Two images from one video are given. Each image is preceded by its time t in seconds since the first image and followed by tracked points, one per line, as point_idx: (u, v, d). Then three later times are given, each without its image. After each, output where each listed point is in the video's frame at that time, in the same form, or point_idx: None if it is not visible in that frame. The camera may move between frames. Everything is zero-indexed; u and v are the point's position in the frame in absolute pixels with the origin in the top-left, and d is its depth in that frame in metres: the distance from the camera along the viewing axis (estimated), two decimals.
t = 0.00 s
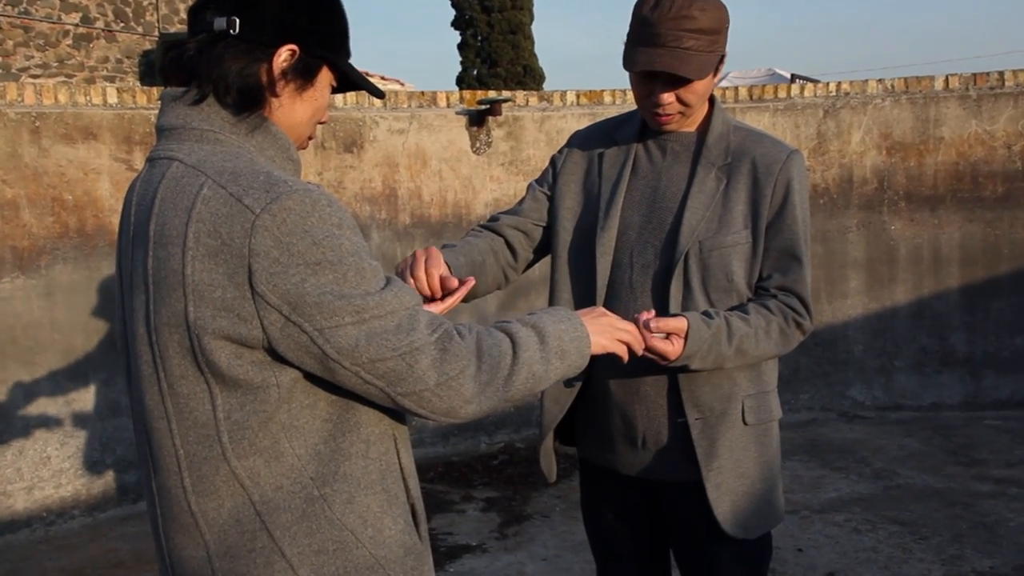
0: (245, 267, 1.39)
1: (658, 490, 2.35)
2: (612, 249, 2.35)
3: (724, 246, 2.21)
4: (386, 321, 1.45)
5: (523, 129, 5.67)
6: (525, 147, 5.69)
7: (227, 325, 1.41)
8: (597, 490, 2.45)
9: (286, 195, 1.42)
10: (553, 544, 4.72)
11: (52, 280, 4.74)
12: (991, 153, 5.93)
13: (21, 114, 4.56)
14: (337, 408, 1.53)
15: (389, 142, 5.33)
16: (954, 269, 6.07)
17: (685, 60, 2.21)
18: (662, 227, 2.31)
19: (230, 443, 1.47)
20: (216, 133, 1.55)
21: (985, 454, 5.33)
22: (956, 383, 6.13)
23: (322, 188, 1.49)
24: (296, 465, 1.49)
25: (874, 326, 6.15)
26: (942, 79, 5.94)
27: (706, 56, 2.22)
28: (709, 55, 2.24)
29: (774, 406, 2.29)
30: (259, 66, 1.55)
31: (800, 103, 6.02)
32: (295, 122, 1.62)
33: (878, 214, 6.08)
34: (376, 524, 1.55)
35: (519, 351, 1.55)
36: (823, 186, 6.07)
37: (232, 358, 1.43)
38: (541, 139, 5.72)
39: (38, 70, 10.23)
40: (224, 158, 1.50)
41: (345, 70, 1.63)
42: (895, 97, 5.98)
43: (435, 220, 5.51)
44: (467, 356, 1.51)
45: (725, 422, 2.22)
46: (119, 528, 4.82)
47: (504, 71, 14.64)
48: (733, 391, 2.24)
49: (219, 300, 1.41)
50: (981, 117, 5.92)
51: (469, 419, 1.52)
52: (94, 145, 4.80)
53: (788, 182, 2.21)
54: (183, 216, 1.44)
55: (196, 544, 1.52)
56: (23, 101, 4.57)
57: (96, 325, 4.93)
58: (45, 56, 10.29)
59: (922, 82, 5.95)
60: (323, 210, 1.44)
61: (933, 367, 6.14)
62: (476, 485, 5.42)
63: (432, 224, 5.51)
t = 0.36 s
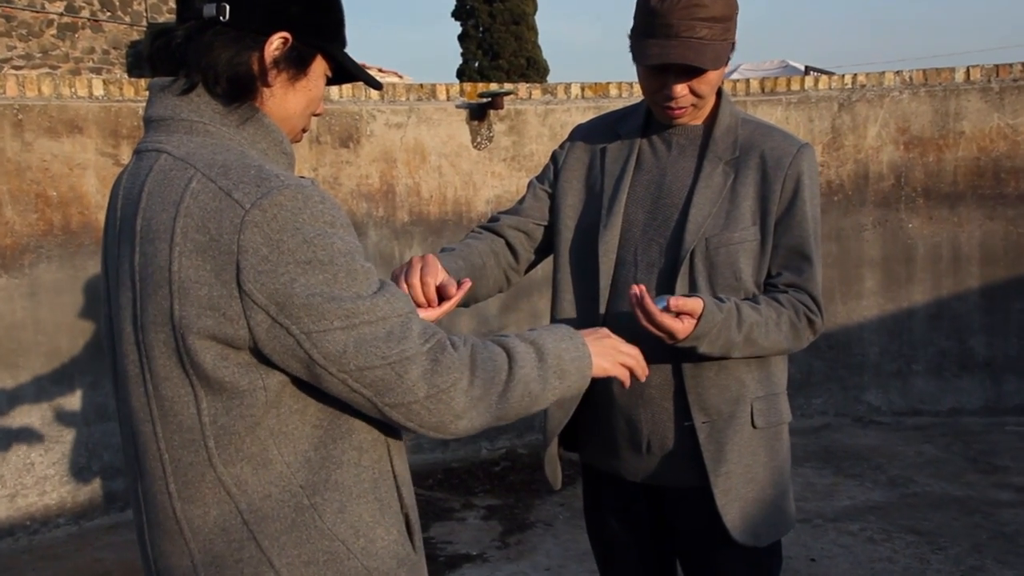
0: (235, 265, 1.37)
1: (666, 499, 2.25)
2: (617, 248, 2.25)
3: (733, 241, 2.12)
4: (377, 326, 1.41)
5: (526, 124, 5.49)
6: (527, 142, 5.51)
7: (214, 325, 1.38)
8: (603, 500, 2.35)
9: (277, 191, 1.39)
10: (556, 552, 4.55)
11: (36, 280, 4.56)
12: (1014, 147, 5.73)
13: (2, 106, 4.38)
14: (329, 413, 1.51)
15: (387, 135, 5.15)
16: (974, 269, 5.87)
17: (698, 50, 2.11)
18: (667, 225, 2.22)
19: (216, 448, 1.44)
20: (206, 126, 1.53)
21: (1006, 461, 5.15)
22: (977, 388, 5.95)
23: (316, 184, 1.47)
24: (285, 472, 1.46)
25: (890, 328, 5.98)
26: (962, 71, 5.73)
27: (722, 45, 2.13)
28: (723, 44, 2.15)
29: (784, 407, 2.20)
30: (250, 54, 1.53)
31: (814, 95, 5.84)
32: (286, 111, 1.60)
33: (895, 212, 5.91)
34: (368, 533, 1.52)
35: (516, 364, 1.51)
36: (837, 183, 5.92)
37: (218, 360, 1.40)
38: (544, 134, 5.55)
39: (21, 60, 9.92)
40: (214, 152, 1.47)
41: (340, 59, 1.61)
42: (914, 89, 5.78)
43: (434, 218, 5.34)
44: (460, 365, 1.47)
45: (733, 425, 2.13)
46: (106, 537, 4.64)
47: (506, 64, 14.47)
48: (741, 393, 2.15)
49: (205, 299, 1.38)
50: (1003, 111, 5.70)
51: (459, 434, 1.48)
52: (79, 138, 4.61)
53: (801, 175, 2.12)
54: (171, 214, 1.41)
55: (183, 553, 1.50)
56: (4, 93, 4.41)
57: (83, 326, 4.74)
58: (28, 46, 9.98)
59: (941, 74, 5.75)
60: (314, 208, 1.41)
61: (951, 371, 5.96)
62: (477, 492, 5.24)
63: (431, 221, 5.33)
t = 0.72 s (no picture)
0: (217, 262, 1.24)
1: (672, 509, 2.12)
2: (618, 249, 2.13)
3: (739, 242, 2.01)
4: (357, 347, 1.27)
5: (528, 121, 5.28)
6: (529, 139, 5.30)
7: (191, 325, 1.25)
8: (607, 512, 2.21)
9: (269, 189, 1.27)
10: (559, 564, 4.38)
11: (20, 282, 4.40)
12: None
13: None
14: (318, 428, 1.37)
15: (384, 133, 5.02)
16: (993, 271, 5.71)
17: (705, 43, 2.02)
18: (670, 226, 2.09)
19: (194, 459, 1.32)
20: (199, 120, 1.41)
21: None
22: (997, 394, 5.77)
23: (314, 188, 1.34)
24: (266, 488, 1.33)
25: (905, 332, 5.83)
26: (981, 65, 5.56)
27: (732, 37, 2.03)
28: (733, 37, 2.05)
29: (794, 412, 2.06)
30: (244, 45, 1.42)
31: (827, 91, 5.69)
32: (279, 106, 1.48)
33: (910, 211, 5.75)
34: (353, 548, 1.37)
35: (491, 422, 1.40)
36: (851, 181, 5.78)
37: (193, 364, 1.28)
38: (547, 132, 5.30)
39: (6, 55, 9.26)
40: (206, 146, 1.36)
41: (338, 53, 1.50)
42: (930, 84, 5.63)
43: (433, 218, 5.20)
44: (433, 406, 1.33)
45: (742, 431, 2.00)
46: (92, 549, 4.47)
47: (509, 59, 14.33)
48: (749, 398, 2.01)
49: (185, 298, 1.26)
50: None
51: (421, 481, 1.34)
52: (65, 135, 4.45)
53: (811, 173, 2.00)
54: (160, 209, 1.30)
55: (163, 563, 1.38)
56: None
57: (69, 330, 4.58)
58: (12, 40, 9.37)
59: (960, 68, 5.57)
60: (308, 212, 1.28)
61: (970, 377, 5.80)
62: (478, 502, 5.07)
63: (429, 221, 5.19)
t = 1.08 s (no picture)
0: (196, 262, 1.30)
1: (679, 525, 2.16)
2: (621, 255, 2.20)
3: (744, 246, 2.06)
4: (319, 373, 1.33)
5: (530, 122, 5.22)
6: (532, 140, 5.25)
7: (167, 326, 1.31)
8: (615, 525, 2.26)
9: (259, 195, 1.35)
10: None
11: (3, 286, 4.25)
12: None
13: None
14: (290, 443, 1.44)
15: (382, 133, 4.87)
16: (1012, 276, 5.58)
17: (707, 40, 2.08)
18: (672, 231, 2.16)
19: (171, 477, 1.37)
20: (193, 118, 1.48)
21: None
22: (1017, 403, 5.64)
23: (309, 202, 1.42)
24: (243, 509, 1.38)
25: (920, 339, 5.69)
26: (999, 63, 5.39)
27: (731, 35, 2.10)
28: (732, 34, 2.12)
29: (804, 423, 2.10)
30: (242, 42, 1.51)
31: (839, 90, 5.53)
32: (277, 105, 1.56)
33: (926, 215, 5.61)
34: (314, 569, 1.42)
35: (427, 529, 1.46)
36: (863, 183, 5.61)
37: (167, 372, 1.33)
38: (551, 132, 5.28)
39: None
40: (197, 145, 1.43)
41: (335, 50, 1.59)
42: (946, 83, 5.48)
43: (432, 222, 5.07)
44: (379, 478, 1.39)
45: (747, 442, 2.03)
46: (77, 564, 4.31)
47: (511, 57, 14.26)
48: (755, 408, 2.05)
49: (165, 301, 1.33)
50: None
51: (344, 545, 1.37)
52: (50, 135, 4.31)
53: (815, 176, 2.05)
54: (150, 211, 1.38)
55: None
56: None
57: (54, 336, 4.44)
58: None
59: (978, 66, 5.42)
60: (296, 223, 1.36)
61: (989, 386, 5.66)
62: (478, 514, 4.92)
63: (429, 226, 5.06)
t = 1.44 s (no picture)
0: (175, 270, 1.35)
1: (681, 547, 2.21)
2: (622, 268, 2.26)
3: (747, 255, 2.11)
4: (282, 395, 1.35)
5: (533, 124, 5.20)
6: (534, 143, 5.22)
7: (145, 333, 1.36)
8: (618, 546, 2.32)
9: (248, 204, 1.38)
10: None
11: None
12: None
13: None
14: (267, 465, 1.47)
15: (380, 135, 4.89)
16: None
17: (708, 43, 2.13)
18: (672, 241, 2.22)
19: (142, 493, 1.42)
20: (184, 124, 1.52)
21: None
22: None
23: (302, 216, 1.44)
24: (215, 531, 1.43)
25: (936, 349, 5.56)
26: (1017, 64, 5.33)
27: (731, 36, 2.14)
28: (734, 35, 2.16)
29: (811, 442, 2.12)
30: (238, 46, 1.53)
31: (852, 91, 5.36)
32: (276, 112, 1.60)
33: (941, 220, 5.49)
34: None
35: None
36: (876, 188, 5.45)
37: (147, 389, 1.38)
38: (553, 135, 5.25)
39: None
40: (190, 154, 1.46)
41: (333, 56, 1.63)
42: (962, 84, 5.37)
43: (433, 227, 5.08)
44: (326, 519, 1.39)
45: (747, 463, 2.07)
46: None
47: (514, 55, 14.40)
48: (756, 428, 2.08)
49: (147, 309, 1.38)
50: None
51: None
52: (39, 138, 4.22)
53: (822, 184, 2.09)
54: (139, 219, 1.43)
55: None
56: None
57: (42, 346, 4.32)
58: None
59: (995, 67, 5.33)
60: (282, 237, 1.38)
61: (1005, 397, 5.58)
62: (478, 531, 4.77)
63: (428, 232, 5.07)
